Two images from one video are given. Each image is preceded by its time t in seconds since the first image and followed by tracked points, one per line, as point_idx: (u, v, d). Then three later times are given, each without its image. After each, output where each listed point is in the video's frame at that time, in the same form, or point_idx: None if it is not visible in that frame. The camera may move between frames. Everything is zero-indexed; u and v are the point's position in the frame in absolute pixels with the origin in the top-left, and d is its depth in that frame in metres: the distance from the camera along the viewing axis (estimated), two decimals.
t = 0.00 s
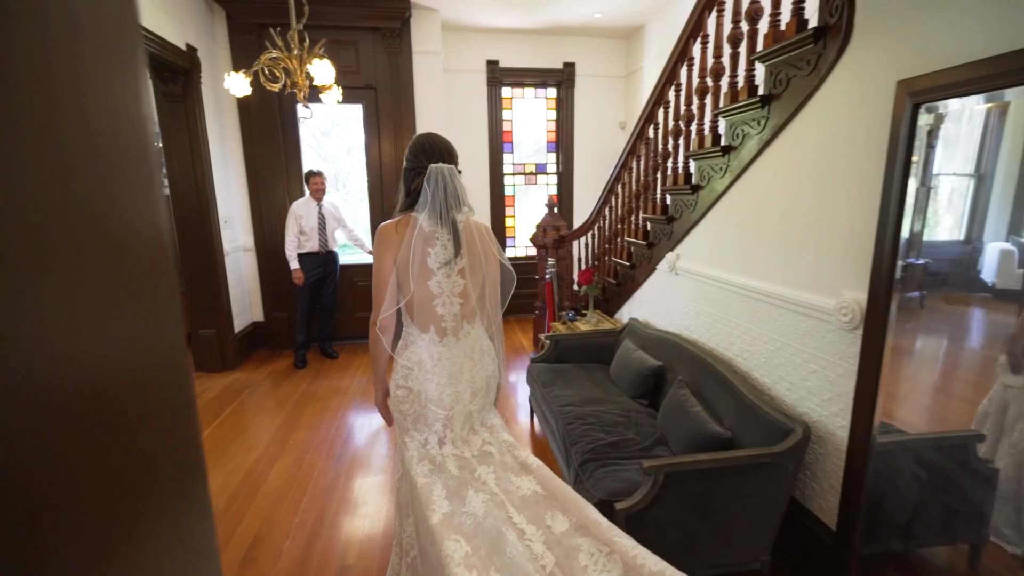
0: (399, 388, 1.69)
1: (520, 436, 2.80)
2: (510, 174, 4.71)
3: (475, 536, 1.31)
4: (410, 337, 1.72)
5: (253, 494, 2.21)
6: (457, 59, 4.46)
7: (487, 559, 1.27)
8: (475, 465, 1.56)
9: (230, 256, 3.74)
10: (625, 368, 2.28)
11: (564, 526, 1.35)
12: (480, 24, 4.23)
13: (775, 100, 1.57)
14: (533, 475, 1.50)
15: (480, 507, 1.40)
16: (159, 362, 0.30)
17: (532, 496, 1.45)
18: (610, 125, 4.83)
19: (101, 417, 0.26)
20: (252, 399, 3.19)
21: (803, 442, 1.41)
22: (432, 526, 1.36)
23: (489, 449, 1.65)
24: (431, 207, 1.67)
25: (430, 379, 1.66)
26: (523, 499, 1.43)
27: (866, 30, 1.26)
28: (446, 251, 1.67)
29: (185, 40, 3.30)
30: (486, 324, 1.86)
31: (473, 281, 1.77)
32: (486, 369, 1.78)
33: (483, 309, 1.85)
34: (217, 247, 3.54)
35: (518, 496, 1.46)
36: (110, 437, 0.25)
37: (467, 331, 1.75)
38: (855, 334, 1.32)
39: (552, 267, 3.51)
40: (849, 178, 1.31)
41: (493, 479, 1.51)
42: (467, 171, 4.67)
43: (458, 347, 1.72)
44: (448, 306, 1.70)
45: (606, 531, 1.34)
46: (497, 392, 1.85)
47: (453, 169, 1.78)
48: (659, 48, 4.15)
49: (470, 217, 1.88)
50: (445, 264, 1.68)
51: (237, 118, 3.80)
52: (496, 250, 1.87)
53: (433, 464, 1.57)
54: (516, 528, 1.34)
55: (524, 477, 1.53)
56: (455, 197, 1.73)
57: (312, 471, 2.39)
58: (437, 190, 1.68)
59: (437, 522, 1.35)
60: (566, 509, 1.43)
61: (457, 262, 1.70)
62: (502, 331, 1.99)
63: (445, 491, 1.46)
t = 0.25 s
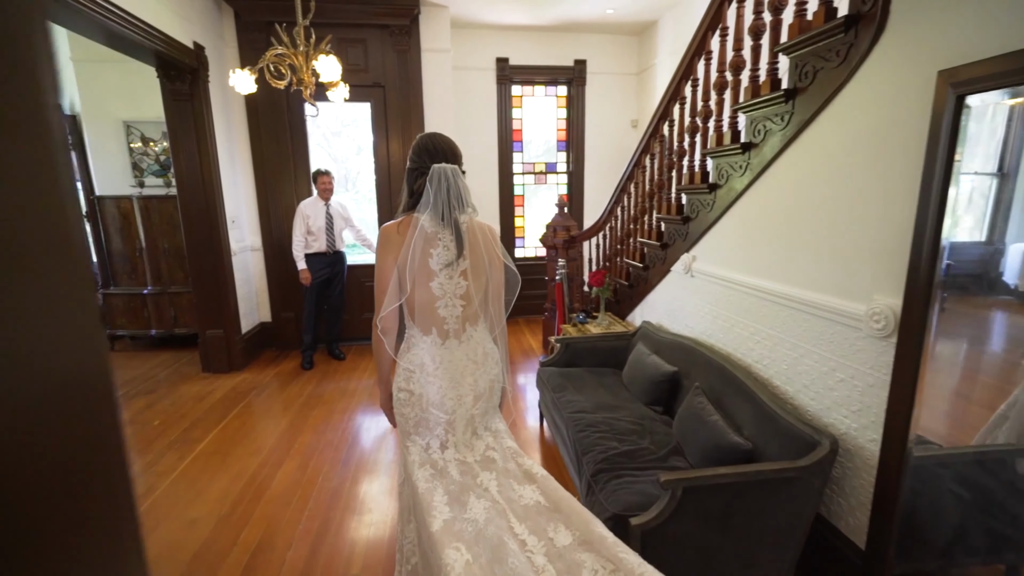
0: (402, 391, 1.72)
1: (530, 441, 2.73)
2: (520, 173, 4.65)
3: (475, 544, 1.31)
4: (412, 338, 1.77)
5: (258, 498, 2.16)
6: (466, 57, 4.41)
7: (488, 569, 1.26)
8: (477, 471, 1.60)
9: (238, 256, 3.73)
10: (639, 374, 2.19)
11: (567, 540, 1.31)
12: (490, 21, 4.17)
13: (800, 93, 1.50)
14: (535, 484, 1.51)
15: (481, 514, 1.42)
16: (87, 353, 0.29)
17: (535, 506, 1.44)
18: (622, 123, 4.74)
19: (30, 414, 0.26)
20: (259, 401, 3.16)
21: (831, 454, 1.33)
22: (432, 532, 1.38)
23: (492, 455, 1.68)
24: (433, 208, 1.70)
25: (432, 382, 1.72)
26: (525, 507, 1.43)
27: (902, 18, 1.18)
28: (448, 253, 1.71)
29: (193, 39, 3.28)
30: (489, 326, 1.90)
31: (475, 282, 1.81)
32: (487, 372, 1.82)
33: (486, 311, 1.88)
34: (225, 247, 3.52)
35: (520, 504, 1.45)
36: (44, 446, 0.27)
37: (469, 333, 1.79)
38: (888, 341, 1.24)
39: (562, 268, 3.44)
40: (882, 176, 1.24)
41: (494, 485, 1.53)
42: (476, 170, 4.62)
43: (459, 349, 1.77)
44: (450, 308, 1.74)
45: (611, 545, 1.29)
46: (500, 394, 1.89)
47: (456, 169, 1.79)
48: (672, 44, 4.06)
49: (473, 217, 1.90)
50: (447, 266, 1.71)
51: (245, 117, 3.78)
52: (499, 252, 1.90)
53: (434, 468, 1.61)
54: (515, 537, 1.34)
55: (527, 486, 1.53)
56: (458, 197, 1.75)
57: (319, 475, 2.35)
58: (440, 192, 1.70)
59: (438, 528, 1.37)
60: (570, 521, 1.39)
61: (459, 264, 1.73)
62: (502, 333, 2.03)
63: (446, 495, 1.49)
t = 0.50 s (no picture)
0: (402, 393, 1.76)
1: (537, 446, 2.68)
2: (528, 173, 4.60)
3: (475, 551, 1.30)
4: (413, 340, 1.79)
5: (262, 501, 2.13)
6: (474, 55, 4.35)
7: None
8: (478, 475, 1.62)
9: (244, 256, 3.71)
10: (652, 380, 2.11)
11: (566, 553, 1.29)
12: (498, 18, 4.11)
13: (825, 88, 1.42)
14: (536, 489, 1.51)
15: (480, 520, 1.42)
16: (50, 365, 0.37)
17: (535, 514, 1.44)
18: (632, 122, 4.67)
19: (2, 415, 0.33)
20: (265, 401, 3.14)
21: (859, 468, 1.25)
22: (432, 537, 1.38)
23: (493, 459, 1.70)
24: (435, 210, 1.72)
25: (433, 385, 1.74)
26: (526, 515, 1.42)
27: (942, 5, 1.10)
28: (449, 256, 1.73)
29: (200, 37, 3.26)
30: (492, 329, 1.91)
31: (478, 284, 1.83)
32: (490, 375, 1.83)
33: (490, 314, 1.89)
34: (231, 248, 3.50)
35: (521, 512, 1.45)
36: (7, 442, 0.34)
37: (471, 336, 1.81)
38: (922, 350, 1.16)
39: (571, 269, 3.38)
40: (915, 174, 1.16)
41: (495, 491, 1.54)
42: (484, 170, 4.57)
43: (461, 352, 1.79)
44: (451, 310, 1.76)
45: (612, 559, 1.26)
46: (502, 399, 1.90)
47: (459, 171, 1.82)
48: (684, 41, 3.98)
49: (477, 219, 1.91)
50: (448, 268, 1.73)
51: (252, 116, 3.76)
52: (503, 254, 1.90)
53: (435, 473, 1.63)
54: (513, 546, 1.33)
55: (528, 493, 1.54)
56: (461, 199, 1.78)
57: (323, 479, 2.30)
58: (442, 193, 1.72)
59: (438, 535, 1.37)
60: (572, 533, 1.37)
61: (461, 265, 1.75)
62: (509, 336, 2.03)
63: (447, 501, 1.50)
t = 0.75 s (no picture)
0: (404, 395, 1.74)
1: (543, 451, 2.61)
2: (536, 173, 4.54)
3: (477, 558, 1.31)
4: (415, 342, 1.78)
5: (265, 507, 2.09)
6: (482, 53, 4.30)
7: None
8: (479, 479, 1.61)
9: (249, 256, 3.68)
10: (664, 386, 2.04)
11: (567, 559, 1.30)
12: (506, 15, 4.06)
13: (849, 83, 1.35)
14: (539, 496, 1.52)
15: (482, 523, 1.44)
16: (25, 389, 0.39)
17: (536, 520, 1.45)
18: (641, 121, 4.60)
19: None
20: (269, 404, 3.11)
21: (885, 486, 1.18)
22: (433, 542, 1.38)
23: (495, 462, 1.70)
24: (438, 210, 1.69)
25: (435, 387, 1.73)
26: (527, 521, 1.43)
27: None
28: (453, 256, 1.71)
29: (206, 36, 3.24)
30: (495, 331, 1.89)
31: (481, 286, 1.81)
32: (492, 377, 1.81)
33: (492, 315, 1.88)
34: (236, 248, 3.47)
35: (523, 518, 1.46)
36: None
37: (473, 337, 1.80)
38: (956, 360, 1.09)
39: (580, 271, 3.31)
40: (949, 172, 1.09)
41: (496, 495, 1.54)
42: (491, 170, 4.52)
43: (463, 354, 1.77)
44: (453, 312, 1.74)
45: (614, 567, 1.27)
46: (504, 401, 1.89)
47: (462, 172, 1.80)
48: (695, 39, 3.90)
49: (481, 220, 1.89)
50: (451, 270, 1.72)
51: (258, 115, 3.73)
52: (507, 255, 1.88)
53: (435, 477, 1.63)
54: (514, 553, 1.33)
55: (529, 498, 1.54)
56: (465, 200, 1.75)
57: (326, 485, 2.25)
58: (445, 194, 1.69)
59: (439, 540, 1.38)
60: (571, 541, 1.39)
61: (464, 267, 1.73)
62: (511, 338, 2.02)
63: (447, 505, 1.50)
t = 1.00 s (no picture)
0: (404, 395, 1.75)
1: (548, 457, 2.55)
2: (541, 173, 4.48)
3: (476, 561, 1.31)
4: (415, 341, 1.79)
5: (265, 510, 2.06)
6: (487, 52, 4.24)
7: None
8: (480, 481, 1.62)
9: (251, 256, 3.64)
10: (675, 393, 1.97)
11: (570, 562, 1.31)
12: (512, 13, 4.00)
13: (873, 77, 1.28)
14: (539, 498, 1.53)
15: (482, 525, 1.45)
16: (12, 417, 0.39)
17: (537, 521, 1.45)
18: (649, 120, 4.53)
19: None
20: (271, 406, 3.07)
21: (914, 503, 1.11)
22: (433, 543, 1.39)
23: (496, 463, 1.72)
24: (440, 210, 1.69)
25: (436, 387, 1.75)
26: (527, 523, 1.44)
27: None
28: (455, 256, 1.72)
29: (208, 33, 3.20)
30: (496, 330, 1.91)
31: (482, 286, 1.82)
32: (492, 376, 1.84)
33: (493, 314, 1.89)
34: (238, 248, 3.44)
35: (523, 519, 1.46)
36: None
37: (474, 337, 1.82)
38: (992, 372, 1.02)
39: (586, 273, 3.24)
40: (985, 172, 1.02)
41: (497, 497, 1.55)
42: (496, 170, 4.46)
43: (463, 354, 1.80)
44: (454, 311, 1.76)
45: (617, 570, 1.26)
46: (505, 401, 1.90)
47: (465, 170, 1.79)
48: (705, 36, 3.83)
49: (482, 218, 1.89)
50: (453, 270, 1.73)
51: (260, 114, 3.69)
52: (509, 255, 1.89)
53: (435, 476, 1.65)
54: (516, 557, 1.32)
55: (529, 499, 1.55)
56: (467, 198, 1.75)
57: (326, 490, 2.20)
58: (448, 194, 1.69)
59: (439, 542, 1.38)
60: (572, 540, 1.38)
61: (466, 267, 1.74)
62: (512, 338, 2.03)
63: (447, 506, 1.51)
